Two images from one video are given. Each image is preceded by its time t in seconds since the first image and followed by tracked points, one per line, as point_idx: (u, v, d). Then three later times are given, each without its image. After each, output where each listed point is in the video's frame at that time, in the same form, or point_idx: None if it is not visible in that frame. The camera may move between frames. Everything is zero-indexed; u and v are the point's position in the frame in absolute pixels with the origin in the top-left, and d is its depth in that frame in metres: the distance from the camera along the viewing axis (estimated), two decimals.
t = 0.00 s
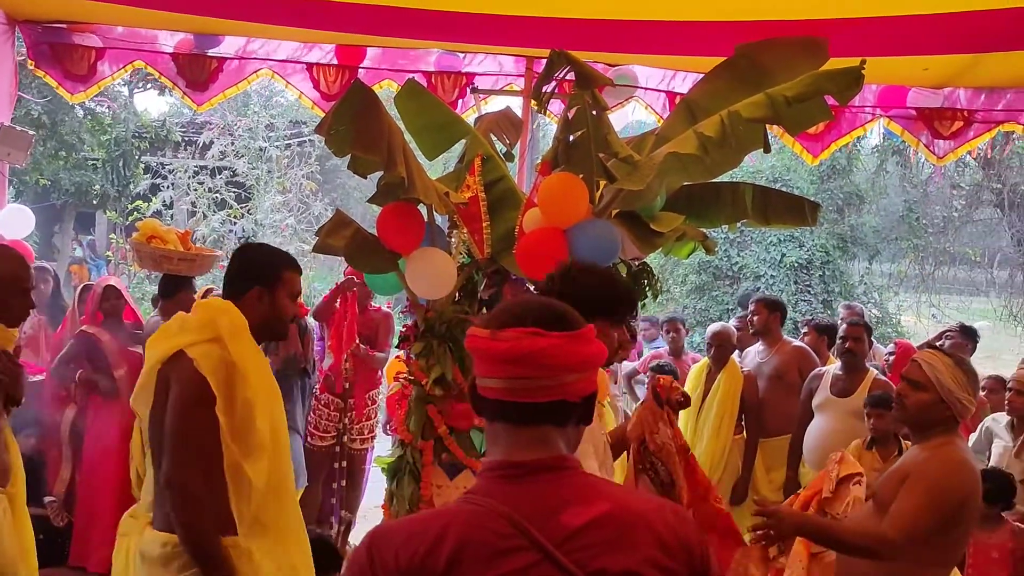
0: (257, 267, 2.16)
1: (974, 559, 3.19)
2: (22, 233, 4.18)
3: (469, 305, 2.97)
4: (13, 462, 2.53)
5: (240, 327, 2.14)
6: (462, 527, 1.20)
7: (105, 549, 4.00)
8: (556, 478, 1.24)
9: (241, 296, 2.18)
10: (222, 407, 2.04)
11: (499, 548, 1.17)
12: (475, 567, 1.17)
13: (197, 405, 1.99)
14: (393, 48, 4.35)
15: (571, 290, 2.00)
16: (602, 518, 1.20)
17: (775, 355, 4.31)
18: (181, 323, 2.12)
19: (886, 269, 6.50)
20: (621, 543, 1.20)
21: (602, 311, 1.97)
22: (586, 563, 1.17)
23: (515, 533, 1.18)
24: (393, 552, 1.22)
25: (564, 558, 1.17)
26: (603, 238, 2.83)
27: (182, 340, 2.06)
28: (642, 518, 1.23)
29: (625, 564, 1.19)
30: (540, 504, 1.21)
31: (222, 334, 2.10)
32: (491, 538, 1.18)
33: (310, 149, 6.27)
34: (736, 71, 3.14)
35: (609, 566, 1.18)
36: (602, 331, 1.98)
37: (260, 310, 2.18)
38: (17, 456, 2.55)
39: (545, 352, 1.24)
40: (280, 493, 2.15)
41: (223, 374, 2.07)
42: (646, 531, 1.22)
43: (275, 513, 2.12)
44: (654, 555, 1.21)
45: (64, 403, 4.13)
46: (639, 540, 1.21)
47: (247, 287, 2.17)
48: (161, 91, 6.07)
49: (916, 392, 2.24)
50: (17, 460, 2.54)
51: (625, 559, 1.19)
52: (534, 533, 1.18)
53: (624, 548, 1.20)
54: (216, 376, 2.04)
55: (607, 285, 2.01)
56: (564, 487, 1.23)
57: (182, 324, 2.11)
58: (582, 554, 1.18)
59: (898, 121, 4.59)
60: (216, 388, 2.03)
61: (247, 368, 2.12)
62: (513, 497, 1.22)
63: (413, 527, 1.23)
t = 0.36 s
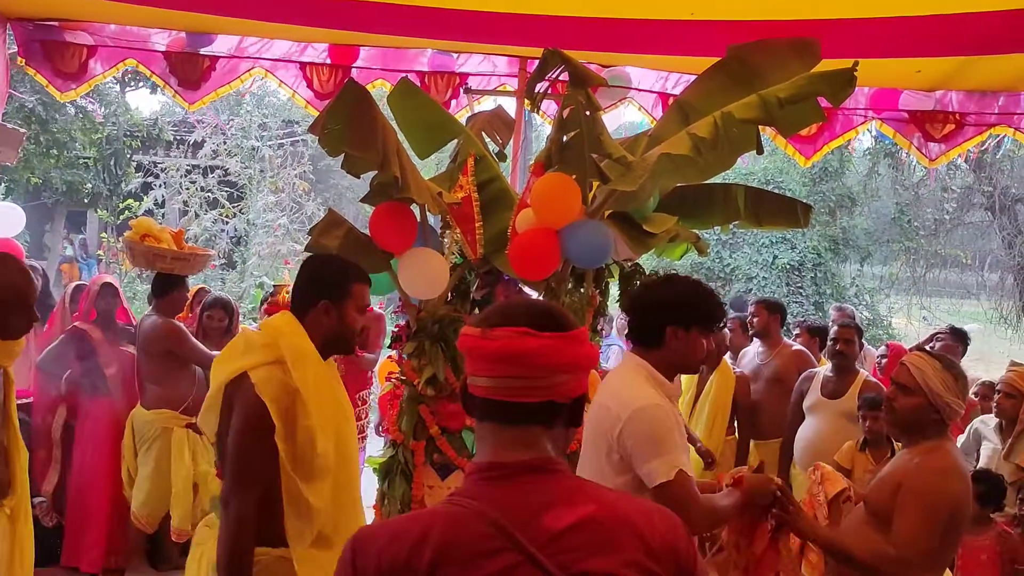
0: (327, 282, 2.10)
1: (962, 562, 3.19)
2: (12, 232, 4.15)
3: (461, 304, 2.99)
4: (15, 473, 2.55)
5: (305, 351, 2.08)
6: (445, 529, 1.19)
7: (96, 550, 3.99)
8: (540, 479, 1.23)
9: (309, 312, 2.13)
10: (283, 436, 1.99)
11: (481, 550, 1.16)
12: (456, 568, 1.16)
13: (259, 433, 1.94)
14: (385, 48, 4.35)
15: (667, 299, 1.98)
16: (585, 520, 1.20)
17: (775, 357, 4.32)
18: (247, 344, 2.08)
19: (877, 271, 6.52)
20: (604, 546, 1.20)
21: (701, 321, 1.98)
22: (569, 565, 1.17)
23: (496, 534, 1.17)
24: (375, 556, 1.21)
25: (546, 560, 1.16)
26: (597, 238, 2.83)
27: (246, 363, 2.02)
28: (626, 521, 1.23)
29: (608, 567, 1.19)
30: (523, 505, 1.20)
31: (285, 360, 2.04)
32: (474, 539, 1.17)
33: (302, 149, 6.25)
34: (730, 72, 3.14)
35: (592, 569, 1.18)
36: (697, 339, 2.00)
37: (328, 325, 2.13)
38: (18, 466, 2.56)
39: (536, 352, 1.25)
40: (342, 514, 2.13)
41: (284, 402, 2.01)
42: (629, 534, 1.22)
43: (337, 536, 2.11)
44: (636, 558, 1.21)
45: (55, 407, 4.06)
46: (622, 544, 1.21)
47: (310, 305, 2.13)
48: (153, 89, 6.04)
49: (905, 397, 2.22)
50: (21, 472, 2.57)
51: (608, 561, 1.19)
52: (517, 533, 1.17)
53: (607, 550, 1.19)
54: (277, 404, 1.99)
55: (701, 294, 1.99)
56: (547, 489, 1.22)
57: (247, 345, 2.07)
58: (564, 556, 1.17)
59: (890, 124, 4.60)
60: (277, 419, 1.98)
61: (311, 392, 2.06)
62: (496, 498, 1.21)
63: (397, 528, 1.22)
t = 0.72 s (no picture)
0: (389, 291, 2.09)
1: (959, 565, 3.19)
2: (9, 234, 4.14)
3: (459, 306, 2.98)
4: (22, 485, 2.54)
5: (366, 358, 2.08)
6: (432, 527, 1.20)
7: (92, 552, 3.97)
8: (532, 479, 1.24)
9: (374, 318, 2.12)
10: (348, 444, 2.02)
11: (470, 549, 1.17)
12: (442, 566, 1.18)
13: (322, 442, 1.98)
14: (382, 51, 4.36)
15: (706, 301, 1.98)
16: (575, 522, 1.20)
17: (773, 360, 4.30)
18: (310, 348, 2.09)
19: (874, 274, 6.52)
20: (594, 547, 1.20)
21: (738, 323, 1.97)
22: (557, 565, 1.17)
23: (486, 533, 1.18)
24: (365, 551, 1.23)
25: (534, 560, 1.17)
26: (594, 239, 2.83)
27: (310, 369, 2.04)
28: (616, 523, 1.22)
29: (598, 569, 1.18)
30: (513, 506, 1.20)
31: (348, 367, 2.06)
32: (463, 539, 1.18)
33: (299, 150, 6.25)
34: (728, 75, 3.14)
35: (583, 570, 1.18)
36: (735, 341, 1.99)
37: (395, 331, 2.12)
38: (25, 477, 2.55)
39: (551, 351, 1.25)
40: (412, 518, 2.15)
41: (346, 410, 2.03)
42: (621, 535, 1.22)
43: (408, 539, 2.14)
44: (627, 560, 1.21)
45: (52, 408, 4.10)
46: (613, 545, 1.21)
47: (378, 311, 2.12)
48: (151, 91, 6.07)
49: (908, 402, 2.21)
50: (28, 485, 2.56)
51: (598, 562, 1.19)
52: (504, 532, 1.18)
53: (598, 551, 1.19)
54: (339, 412, 2.01)
55: (744, 297, 1.97)
56: (537, 489, 1.23)
57: (310, 349, 2.09)
58: (553, 556, 1.17)
59: (886, 127, 4.62)
60: (341, 426, 2.00)
61: (375, 398, 2.08)
62: (486, 499, 1.22)
63: (387, 525, 1.24)
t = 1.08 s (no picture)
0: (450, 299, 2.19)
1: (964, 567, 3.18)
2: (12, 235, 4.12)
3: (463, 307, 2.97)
4: (39, 490, 2.54)
5: (428, 367, 2.22)
6: (427, 530, 1.23)
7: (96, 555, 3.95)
8: (526, 484, 1.25)
9: (437, 331, 2.25)
10: (410, 454, 2.17)
11: (463, 552, 1.19)
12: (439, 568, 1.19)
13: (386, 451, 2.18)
14: (386, 53, 4.35)
15: (744, 321, 1.91)
16: (570, 528, 1.22)
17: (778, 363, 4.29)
18: (378, 359, 2.29)
19: (877, 276, 6.49)
20: (588, 555, 1.21)
21: (777, 344, 1.90)
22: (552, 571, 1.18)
23: (481, 537, 1.20)
24: (360, 550, 1.27)
25: (528, 565, 1.18)
26: (597, 241, 2.84)
27: (375, 377, 2.23)
28: (613, 531, 1.24)
29: None
30: (507, 510, 1.22)
31: (410, 375, 2.20)
32: (456, 542, 1.20)
33: (303, 153, 6.22)
34: (729, 76, 3.14)
35: None
36: (777, 361, 1.92)
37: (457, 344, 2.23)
38: (41, 483, 2.55)
39: (546, 355, 1.27)
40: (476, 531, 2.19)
41: (409, 418, 2.20)
42: (615, 539, 1.23)
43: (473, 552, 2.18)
44: (622, 567, 1.22)
45: (62, 411, 4.12)
46: (608, 553, 1.22)
47: (443, 322, 2.23)
48: (154, 93, 6.03)
49: (917, 407, 2.22)
50: (44, 489, 2.56)
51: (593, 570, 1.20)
52: (498, 536, 1.20)
53: (592, 558, 1.21)
54: (402, 419, 2.18)
55: (784, 316, 1.90)
56: (532, 493, 1.24)
57: (377, 361, 2.29)
58: (548, 562, 1.19)
59: (889, 128, 4.62)
60: (401, 433, 2.17)
61: (437, 409, 2.20)
62: (481, 503, 1.24)
63: (382, 528, 1.27)
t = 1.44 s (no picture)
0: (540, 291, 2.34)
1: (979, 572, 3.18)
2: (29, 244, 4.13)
3: (474, 314, 2.99)
4: (64, 497, 2.56)
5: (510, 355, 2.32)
6: (435, 533, 1.32)
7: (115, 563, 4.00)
8: (538, 489, 1.35)
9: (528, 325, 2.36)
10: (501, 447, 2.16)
11: (473, 555, 1.29)
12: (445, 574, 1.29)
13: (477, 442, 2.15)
14: (398, 61, 4.37)
15: (812, 335, 1.94)
16: (578, 534, 1.32)
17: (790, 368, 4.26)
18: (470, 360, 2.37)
19: (892, 281, 6.44)
20: (594, 561, 1.31)
21: (852, 359, 1.90)
22: None
23: (490, 540, 1.29)
24: (371, 555, 1.35)
25: (537, 569, 1.28)
26: (610, 249, 2.83)
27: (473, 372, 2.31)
28: (621, 537, 1.35)
29: None
30: (517, 516, 1.32)
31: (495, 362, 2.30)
32: (467, 546, 1.29)
33: (315, 161, 6.28)
34: (741, 80, 3.13)
35: None
36: (858, 379, 1.92)
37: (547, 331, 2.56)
38: (65, 491, 2.57)
39: (554, 360, 1.36)
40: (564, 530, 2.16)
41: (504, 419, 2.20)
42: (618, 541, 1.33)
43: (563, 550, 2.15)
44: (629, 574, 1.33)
45: (79, 421, 4.07)
46: (616, 559, 1.33)
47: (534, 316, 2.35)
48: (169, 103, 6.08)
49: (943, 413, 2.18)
50: (68, 496, 2.58)
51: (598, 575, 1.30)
52: (509, 542, 1.29)
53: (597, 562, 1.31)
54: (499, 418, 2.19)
55: (837, 324, 1.93)
56: (540, 500, 1.34)
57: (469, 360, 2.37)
58: (556, 568, 1.29)
59: (903, 132, 4.59)
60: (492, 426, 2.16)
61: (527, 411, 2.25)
62: (493, 509, 1.33)
63: (392, 533, 1.36)
